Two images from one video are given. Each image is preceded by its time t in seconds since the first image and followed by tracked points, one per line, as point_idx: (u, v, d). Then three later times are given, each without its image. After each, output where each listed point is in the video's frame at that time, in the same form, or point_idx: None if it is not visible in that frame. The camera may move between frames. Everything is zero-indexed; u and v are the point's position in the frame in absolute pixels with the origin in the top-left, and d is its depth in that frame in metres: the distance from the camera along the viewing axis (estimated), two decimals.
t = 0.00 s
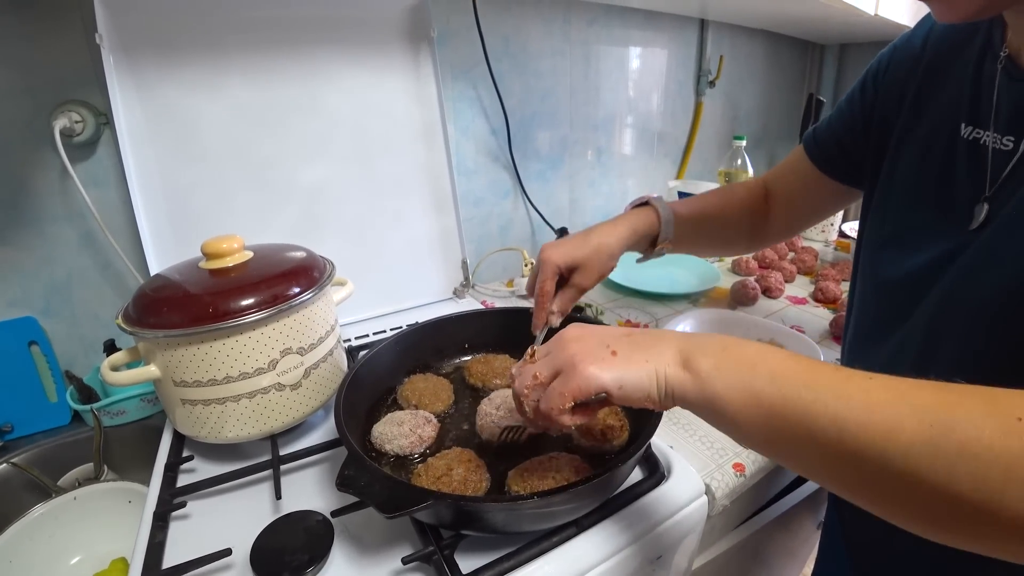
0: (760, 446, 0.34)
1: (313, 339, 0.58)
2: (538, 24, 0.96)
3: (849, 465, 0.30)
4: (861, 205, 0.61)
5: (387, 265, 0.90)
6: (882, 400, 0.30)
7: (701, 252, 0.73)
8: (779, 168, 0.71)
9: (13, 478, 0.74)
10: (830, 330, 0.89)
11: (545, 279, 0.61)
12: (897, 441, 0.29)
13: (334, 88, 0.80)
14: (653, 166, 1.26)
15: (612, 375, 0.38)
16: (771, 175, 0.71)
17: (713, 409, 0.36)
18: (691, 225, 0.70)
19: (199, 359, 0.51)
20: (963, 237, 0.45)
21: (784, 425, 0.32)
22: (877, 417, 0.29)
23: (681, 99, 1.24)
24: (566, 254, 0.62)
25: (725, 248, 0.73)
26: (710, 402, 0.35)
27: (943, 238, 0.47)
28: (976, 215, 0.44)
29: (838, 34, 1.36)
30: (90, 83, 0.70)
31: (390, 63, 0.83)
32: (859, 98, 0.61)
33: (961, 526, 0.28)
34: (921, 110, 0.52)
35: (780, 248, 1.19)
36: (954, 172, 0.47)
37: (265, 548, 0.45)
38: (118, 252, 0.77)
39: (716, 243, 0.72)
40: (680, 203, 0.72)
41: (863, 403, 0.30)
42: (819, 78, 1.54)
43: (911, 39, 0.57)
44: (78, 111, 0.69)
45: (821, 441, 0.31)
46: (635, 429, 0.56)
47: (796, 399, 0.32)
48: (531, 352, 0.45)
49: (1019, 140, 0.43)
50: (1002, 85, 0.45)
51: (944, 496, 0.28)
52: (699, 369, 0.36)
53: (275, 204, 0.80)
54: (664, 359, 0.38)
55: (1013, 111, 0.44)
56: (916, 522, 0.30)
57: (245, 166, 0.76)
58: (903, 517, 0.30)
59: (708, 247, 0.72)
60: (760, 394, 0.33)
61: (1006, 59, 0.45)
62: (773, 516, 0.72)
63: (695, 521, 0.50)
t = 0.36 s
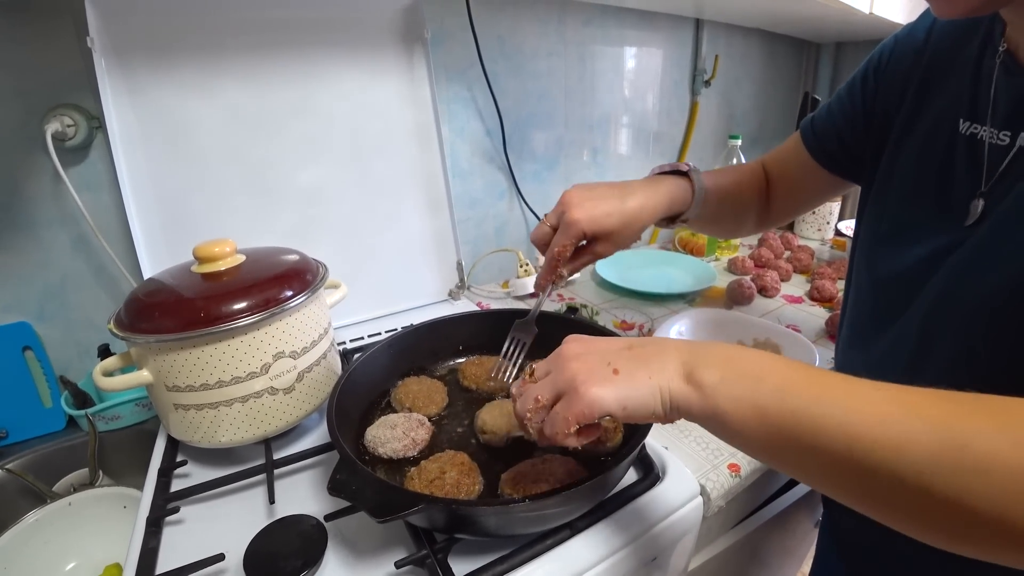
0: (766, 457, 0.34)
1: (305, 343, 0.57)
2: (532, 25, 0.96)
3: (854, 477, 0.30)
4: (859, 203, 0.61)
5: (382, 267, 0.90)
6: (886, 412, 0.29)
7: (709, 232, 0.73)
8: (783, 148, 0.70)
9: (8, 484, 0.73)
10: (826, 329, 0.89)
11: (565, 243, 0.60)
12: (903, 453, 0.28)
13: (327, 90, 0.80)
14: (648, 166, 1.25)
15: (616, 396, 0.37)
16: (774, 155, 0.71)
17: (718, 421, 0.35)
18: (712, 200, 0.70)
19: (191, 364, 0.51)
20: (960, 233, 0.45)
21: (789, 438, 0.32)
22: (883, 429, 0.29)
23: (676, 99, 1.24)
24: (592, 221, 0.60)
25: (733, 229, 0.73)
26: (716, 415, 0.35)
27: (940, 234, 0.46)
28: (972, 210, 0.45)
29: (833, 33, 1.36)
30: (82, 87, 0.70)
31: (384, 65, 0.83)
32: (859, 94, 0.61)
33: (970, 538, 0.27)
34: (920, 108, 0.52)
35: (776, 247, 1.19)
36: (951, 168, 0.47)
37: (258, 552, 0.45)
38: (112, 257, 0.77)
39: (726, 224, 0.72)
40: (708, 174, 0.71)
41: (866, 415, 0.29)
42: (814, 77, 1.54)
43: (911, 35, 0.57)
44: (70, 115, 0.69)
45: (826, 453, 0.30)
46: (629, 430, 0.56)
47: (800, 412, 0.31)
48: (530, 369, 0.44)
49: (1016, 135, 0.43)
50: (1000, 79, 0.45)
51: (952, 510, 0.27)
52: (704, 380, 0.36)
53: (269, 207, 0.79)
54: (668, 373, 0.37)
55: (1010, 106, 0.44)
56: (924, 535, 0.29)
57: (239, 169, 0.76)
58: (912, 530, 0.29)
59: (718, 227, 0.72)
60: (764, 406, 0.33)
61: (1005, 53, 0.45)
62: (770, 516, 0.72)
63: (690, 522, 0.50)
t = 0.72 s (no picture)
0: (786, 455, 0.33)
1: (309, 344, 0.58)
2: (531, 26, 0.96)
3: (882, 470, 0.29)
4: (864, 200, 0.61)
5: (384, 269, 0.90)
6: (912, 402, 0.29)
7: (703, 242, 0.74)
8: (780, 152, 0.71)
9: (12, 487, 0.74)
10: (827, 327, 0.89)
11: (551, 275, 0.60)
12: (933, 443, 0.27)
13: (328, 93, 0.80)
14: (648, 166, 1.26)
15: (625, 387, 0.36)
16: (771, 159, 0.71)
17: (736, 416, 0.34)
18: (703, 212, 0.70)
19: (196, 366, 0.51)
20: (969, 228, 0.45)
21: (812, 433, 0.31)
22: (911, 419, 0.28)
23: (675, 98, 1.24)
24: (576, 249, 0.60)
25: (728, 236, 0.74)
26: (729, 409, 0.34)
27: (949, 230, 0.47)
28: (982, 205, 0.45)
29: (830, 32, 1.36)
30: (84, 92, 0.70)
31: (384, 67, 0.83)
32: (861, 92, 0.61)
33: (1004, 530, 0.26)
34: (925, 105, 0.52)
35: (776, 246, 1.19)
36: (958, 164, 0.48)
37: (263, 553, 0.45)
38: (114, 260, 0.77)
39: (721, 233, 0.73)
40: (698, 186, 0.71)
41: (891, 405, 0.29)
42: (813, 76, 1.55)
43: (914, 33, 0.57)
44: (72, 120, 0.69)
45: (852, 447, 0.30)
46: (633, 430, 0.56)
47: (822, 405, 0.31)
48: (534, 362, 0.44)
49: None
50: (1008, 75, 0.45)
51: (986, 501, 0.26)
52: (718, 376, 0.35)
53: (271, 209, 0.80)
54: (677, 366, 0.37)
55: (1019, 102, 0.44)
56: (954, 528, 0.28)
57: (241, 172, 0.77)
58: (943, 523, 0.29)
59: (713, 237, 0.73)
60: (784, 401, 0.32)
61: (1012, 48, 0.45)
62: (773, 515, 0.72)
63: (693, 521, 0.50)
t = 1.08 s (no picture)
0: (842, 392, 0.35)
1: (311, 346, 0.58)
2: (533, 29, 0.97)
3: (906, 403, 0.32)
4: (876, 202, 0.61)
5: (385, 270, 0.90)
6: (976, 350, 0.31)
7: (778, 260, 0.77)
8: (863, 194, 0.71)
9: (16, 485, 0.74)
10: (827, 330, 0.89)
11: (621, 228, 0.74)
12: (959, 382, 0.30)
13: (331, 95, 0.80)
14: (649, 168, 1.26)
15: (673, 268, 0.38)
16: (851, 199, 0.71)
17: (785, 339, 0.36)
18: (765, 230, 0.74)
19: (199, 367, 0.52)
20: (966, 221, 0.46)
21: (879, 373, 0.33)
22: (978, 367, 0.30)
23: (677, 100, 1.24)
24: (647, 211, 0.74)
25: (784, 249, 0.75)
26: (780, 326, 0.36)
27: (945, 224, 0.47)
28: (978, 198, 0.45)
29: (832, 35, 1.37)
30: (89, 93, 0.71)
31: (386, 69, 0.84)
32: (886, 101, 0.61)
33: None
34: (935, 106, 0.52)
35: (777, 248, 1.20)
36: (960, 162, 0.48)
37: (265, 552, 0.45)
38: (119, 260, 0.77)
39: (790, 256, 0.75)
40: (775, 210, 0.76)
41: (942, 348, 0.31)
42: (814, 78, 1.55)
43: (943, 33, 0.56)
44: (77, 121, 0.70)
45: (911, 390, 0.32)
46: (631, 432, 0.57)
47: (894, 348, 0.32)
48: (600, 268, 0.43)
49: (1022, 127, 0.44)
50: (1011, 74, 0.45)
51: (1001, 442, 0.30)
52: (798, 312, 0.35)
53: (273, 210, 0.80)
54: (737, 267, 0.38)
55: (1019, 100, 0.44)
56: (953, 458, 0.32)
57: (244, 173, 0.77)
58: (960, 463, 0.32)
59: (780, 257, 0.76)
60: (852, 346, 0.33)
61: (1015, 49, 0.45)
62: (770, 516, 0.72)
63: (691, 522, 0.51)
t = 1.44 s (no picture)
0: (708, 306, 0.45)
1: (303, 348, 0.58)
2: (528, 33, 0.97)
3: (721, 285, 0.43)
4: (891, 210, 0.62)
5: (380, 272, 0.91)
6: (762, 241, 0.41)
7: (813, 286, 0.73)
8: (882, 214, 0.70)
9: (9, 487, 0.74)
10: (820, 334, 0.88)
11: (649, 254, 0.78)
12: (739, 258, 0.41)
13: (326, 98, 0.81)
14: (645, 170, 1.26)
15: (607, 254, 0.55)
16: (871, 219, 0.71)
17: (659, 269, 0.49)
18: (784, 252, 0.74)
19: (191, 369, 0.52)
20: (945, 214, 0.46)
21: (714, 273, 0.43)
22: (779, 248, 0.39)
23: (672, 104, 1.25)
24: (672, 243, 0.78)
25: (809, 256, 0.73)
26: (655, 261, 0.49)
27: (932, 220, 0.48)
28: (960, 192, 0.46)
29: (826, 40, 1.38)
30: (84, 96, 0.71)
31: (382, 73, 0.84)
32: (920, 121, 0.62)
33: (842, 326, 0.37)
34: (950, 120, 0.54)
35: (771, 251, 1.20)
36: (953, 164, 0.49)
37: (256, 554, 0.45)
38: (114, 263, 0.78)
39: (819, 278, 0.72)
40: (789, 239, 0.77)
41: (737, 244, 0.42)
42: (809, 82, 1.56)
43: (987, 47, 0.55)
44: (72, 124, 0.70)
45: (732, 277, 0.41)
46: (621, 435, 0.57)
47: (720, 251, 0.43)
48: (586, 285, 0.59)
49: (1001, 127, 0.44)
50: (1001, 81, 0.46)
51: (774, 294, 0.39)
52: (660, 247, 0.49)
53: (268, 213, 0.80)
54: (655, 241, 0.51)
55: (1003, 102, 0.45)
56: (769, 324, 0.41)
57: (239, 176, 0.77)
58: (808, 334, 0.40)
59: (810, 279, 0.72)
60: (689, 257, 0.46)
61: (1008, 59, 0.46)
62: (764, 521, 0.72)
63: (679, 525, 0.51)
